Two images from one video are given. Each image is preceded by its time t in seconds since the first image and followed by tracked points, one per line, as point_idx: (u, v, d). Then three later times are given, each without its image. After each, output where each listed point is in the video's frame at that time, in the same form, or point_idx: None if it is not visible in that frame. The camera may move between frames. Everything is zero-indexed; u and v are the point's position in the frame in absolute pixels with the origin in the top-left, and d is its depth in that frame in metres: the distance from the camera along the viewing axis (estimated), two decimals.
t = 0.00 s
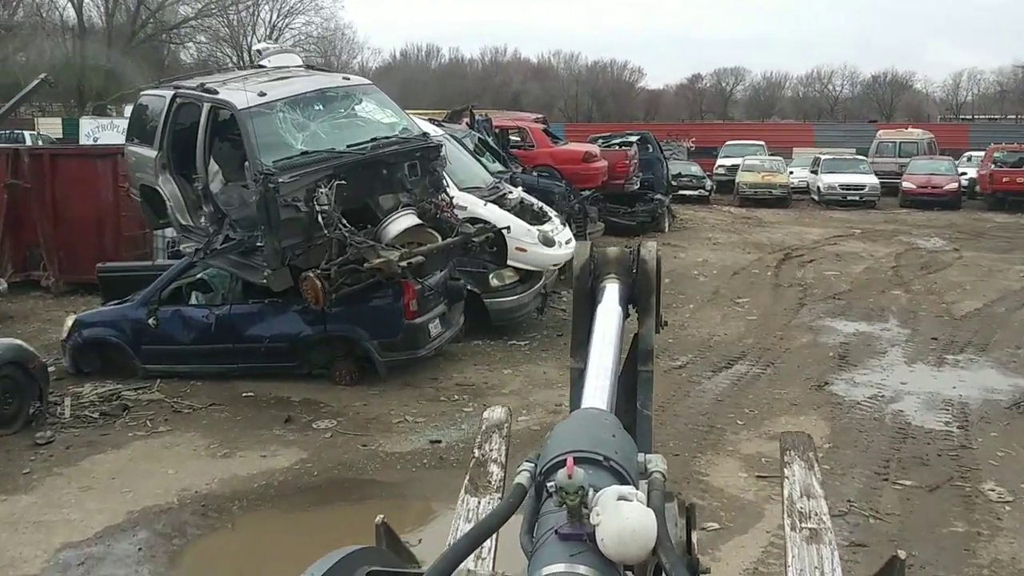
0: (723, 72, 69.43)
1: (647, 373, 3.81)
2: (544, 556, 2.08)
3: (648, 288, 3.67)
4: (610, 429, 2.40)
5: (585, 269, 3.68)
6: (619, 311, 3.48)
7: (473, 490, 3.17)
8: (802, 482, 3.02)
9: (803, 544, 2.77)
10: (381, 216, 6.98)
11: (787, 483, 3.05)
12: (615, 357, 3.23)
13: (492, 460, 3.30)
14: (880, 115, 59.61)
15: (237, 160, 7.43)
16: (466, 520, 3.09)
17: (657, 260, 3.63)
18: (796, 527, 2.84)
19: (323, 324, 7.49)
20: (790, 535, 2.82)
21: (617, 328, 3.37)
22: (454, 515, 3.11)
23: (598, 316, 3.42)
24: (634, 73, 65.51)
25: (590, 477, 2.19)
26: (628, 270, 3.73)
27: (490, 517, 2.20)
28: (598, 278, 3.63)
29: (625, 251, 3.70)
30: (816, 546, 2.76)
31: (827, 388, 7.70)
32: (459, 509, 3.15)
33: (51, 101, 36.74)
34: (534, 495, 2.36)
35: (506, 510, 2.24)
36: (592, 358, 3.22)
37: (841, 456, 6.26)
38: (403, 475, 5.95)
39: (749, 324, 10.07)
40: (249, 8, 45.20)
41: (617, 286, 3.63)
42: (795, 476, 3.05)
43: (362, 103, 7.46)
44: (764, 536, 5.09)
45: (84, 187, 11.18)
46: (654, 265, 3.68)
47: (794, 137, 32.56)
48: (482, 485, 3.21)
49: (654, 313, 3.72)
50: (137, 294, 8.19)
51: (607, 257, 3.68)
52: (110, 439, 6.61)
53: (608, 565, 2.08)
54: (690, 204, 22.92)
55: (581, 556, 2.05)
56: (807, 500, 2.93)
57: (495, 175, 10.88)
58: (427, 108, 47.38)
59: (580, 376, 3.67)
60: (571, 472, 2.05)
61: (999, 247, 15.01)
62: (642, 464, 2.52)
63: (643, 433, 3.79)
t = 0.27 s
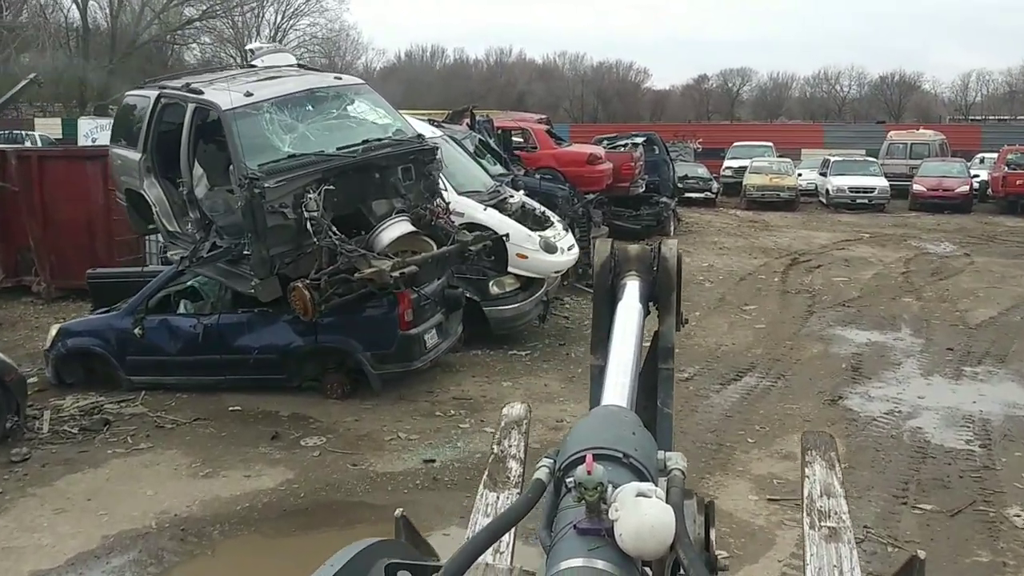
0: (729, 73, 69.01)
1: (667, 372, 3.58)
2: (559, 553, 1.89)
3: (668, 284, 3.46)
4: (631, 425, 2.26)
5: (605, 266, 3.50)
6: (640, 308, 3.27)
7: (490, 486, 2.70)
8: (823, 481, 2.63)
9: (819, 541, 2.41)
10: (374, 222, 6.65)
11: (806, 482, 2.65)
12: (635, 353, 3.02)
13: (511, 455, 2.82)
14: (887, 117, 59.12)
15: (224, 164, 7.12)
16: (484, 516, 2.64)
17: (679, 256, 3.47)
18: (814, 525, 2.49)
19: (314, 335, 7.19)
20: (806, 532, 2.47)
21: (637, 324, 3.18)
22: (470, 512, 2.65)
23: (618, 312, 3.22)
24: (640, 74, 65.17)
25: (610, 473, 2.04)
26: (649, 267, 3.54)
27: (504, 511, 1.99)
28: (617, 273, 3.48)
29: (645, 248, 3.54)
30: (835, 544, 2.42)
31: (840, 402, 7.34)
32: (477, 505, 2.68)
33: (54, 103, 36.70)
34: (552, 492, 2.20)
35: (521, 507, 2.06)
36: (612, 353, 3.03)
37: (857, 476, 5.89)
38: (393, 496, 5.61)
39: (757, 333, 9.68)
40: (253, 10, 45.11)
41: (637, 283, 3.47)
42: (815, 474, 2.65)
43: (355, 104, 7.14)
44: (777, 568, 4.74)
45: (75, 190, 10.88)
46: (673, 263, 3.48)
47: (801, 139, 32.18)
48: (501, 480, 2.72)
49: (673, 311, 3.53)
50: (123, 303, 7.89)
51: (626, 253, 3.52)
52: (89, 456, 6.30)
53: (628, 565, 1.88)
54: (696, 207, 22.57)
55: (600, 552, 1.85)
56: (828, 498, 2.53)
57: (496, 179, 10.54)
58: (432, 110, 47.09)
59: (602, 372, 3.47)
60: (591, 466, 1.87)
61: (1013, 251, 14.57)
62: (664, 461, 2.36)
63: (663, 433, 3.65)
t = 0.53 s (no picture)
0: (727, 75, 68.74)
1: (686, 371, 3.32)
2: (576, 552, 1.94)
3: (687, 284, 3.09)
4: (647, 422, 2.26)
5: (621, 264, 3.11)
6: (658, 308, 2.89)
7: (507, 484, 2.93)
8: (842, 481, 2.73)
9: (838, 542, 2.51)
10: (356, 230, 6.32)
11: (824, 482, 2.75)
12: (654, 356, 2.60)
13: (528, 453, 3.05)
14: (885, 118, 58.78)
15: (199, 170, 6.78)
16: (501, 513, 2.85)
17: (699, 254, 3.08)
18: (833, 526, 2.58)
19: (294, 350, 6.84)
20: (825, 533, 2.56)
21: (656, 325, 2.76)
22: (489, 509, 2.86)
23: (634, 310, 2.83)
24: (637, 77, 64.92)
25: (628, 473, 2.04)
26: (666, 264, 3.14)
27: (522, 509, 2.03)
28: (634, 272, 3.08)
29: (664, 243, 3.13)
30: (854, 545, 2.51)
31: (847, 416, 6.99)
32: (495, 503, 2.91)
33: (47, 109, 36.46)
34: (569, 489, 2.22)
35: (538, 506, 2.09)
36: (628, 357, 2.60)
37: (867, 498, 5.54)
38: (375, 523, 5.27)
39: (758, 342, 9.32)
40: (248, 13, 44.81)
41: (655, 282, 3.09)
42: (834, 475, 2.75)
43: (336, 106, 6.81)
44: None
45: (55, 197, 10.51)
46: (694, 260, 3.09)
47: (800, 141, 31.87)
48: (518, 478, 2.96)
49: (694, 309, 3.16)
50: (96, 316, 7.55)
51: (643, 250, 3.13)
52: (55, 480, 5.96)
53: (644, 562, 1.92)
54: (694, 211, 22.22)
55: (615, 551, 1.90)
56: (846, 498, 2.64)
57: (488, 184, 10.20)
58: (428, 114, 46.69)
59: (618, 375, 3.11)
60: (607, 467, 1.91)
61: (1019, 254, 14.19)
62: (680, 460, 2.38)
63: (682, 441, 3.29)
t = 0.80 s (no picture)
0: (714, 76, 68.61)
1: (688, 375, 3.23)
2: (580, 553, 1.97)
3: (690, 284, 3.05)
4: (650, 424, 2.31)
5: (624, 265, 3.02)
6: (661, 311, 2.83)
7: (509, 487, 2.94)
8: (846, 483, 2.78)
9: (842, 545, 2.54)
10: (326, 239, 5.99)
11: (828, 484, 2.80)
12: (655, 358, 2.58)
13: (531, 455, 3.07)
14: (872, 117, 58.66)
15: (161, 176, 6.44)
16: (503, 516, 2.86)
17: (703, 257, 3.03)
18: (837, 528, 2.61)
19: (263, 365, 6.51)
20: (830, 536, 2.59)
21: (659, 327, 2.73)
22: (491, 512, 2.87)
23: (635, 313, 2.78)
24: (625, 78, 64.72)
25: (631, 475, 2.08)
26: (669, 266, 3.08)
27: (526, 511, 2.08)
28: (636, 274, 2.99)
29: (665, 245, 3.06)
30: (859, 547, 2.53)
31: (843, 429, 6.67)
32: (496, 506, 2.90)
33: (29, 112, 35.97)
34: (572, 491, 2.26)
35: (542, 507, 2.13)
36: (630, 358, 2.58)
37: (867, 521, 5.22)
38: (344, 554, 4.93)
39: (749, 350, 9.01)
40: (232, 15, 44.28)
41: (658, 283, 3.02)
42: (838, 477, 2.80)
43: (306, 109, 6.49)
44: None
45: (20, 205, 10.13)
46: (696, 260, 3.05)
47: (789, 141, 31.64)
48: (520, 481, 2.96)
49: (696, 312, 3.12)
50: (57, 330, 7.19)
51: (645, 250, 3.06)
52: (6, 509, 5.60)
53: (646, 564, 1.96)
54: (683, 212, 21.95)
55: (618, 552, 1.94)
56: (851, 500, 2.67)
57: (470, 188, 9.86)
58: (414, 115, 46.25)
59: (619, 377, 3.08)
60: (610, 468, 1.97)
61: (1012, 254, 13.93)
62: (684, 461, 2.41)
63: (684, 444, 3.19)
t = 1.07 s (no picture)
0: (695, 82, 68.65)
1: (686, 369, 3.22)
2: (579, 548, 1.92)
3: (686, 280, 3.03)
4: (649, 419, 2.28)
5: (621, 261, 3.04)
6: (658, 307, 2.84)
7: (508, 481, 3.13)
8: (844, 477, 2.81)
9: (840, 538, 2.57)
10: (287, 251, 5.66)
11: (826, 477, 2.84)
12: (653, 352, 2.57)
13: (530, 451, 3.25)
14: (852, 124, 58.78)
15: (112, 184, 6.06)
16: (504, 510, 3.04)
17: (700, 251, 3.01)
18: (837, 522, 2.64)
19: (222, 384, 6.14)
20: (829, 529, 2.63)
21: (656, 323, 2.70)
22: (491, 506, 3.06)
23: (633, 309, 2.79)
24: (606, 83, 64.60)
25: (630, 469, 2.04)
26: (666, 261, 3.08)
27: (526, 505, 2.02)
28: (633, 269, 3.03)
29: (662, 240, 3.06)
30: (856, 541, 2.56)
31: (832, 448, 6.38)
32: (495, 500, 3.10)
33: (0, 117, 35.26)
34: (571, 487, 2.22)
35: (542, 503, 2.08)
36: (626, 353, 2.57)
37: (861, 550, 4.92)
38: None
39: (733, 363, 8.71)
40: (209, 18, 43.70)
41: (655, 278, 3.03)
42: (836, 471, 2.83)
43: (267, 114, 6.17)
44: None
45: None
46: (694, 255, 3.03)
47: (770, 148, 31.54)
48: (519, 475, 3.15)
49: (695, 306, 3.10)
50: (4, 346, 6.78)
51: (643, 245, 3.06)
52: None
53: (646, 559, 1.91)
54: (664, 219, 21.71)
55: (617, 547, 1.90)
56: (848, 495, 2.71)
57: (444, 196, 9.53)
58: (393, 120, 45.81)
59: (617, 373, 3.11)
60: (610, 461, 1.91)
61: (996, 262, 13.72)
62: (683, 456, 2.38)
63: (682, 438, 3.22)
